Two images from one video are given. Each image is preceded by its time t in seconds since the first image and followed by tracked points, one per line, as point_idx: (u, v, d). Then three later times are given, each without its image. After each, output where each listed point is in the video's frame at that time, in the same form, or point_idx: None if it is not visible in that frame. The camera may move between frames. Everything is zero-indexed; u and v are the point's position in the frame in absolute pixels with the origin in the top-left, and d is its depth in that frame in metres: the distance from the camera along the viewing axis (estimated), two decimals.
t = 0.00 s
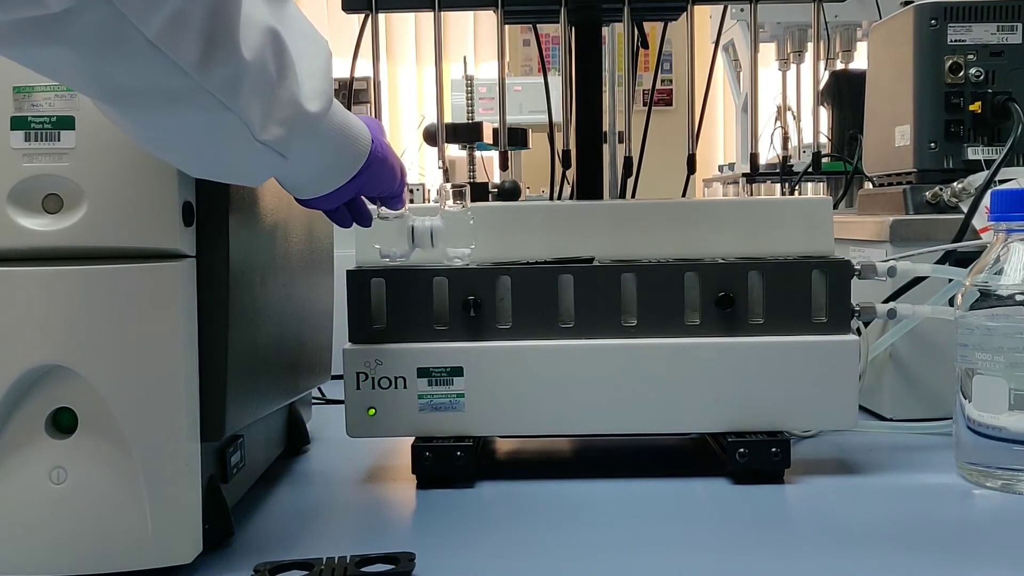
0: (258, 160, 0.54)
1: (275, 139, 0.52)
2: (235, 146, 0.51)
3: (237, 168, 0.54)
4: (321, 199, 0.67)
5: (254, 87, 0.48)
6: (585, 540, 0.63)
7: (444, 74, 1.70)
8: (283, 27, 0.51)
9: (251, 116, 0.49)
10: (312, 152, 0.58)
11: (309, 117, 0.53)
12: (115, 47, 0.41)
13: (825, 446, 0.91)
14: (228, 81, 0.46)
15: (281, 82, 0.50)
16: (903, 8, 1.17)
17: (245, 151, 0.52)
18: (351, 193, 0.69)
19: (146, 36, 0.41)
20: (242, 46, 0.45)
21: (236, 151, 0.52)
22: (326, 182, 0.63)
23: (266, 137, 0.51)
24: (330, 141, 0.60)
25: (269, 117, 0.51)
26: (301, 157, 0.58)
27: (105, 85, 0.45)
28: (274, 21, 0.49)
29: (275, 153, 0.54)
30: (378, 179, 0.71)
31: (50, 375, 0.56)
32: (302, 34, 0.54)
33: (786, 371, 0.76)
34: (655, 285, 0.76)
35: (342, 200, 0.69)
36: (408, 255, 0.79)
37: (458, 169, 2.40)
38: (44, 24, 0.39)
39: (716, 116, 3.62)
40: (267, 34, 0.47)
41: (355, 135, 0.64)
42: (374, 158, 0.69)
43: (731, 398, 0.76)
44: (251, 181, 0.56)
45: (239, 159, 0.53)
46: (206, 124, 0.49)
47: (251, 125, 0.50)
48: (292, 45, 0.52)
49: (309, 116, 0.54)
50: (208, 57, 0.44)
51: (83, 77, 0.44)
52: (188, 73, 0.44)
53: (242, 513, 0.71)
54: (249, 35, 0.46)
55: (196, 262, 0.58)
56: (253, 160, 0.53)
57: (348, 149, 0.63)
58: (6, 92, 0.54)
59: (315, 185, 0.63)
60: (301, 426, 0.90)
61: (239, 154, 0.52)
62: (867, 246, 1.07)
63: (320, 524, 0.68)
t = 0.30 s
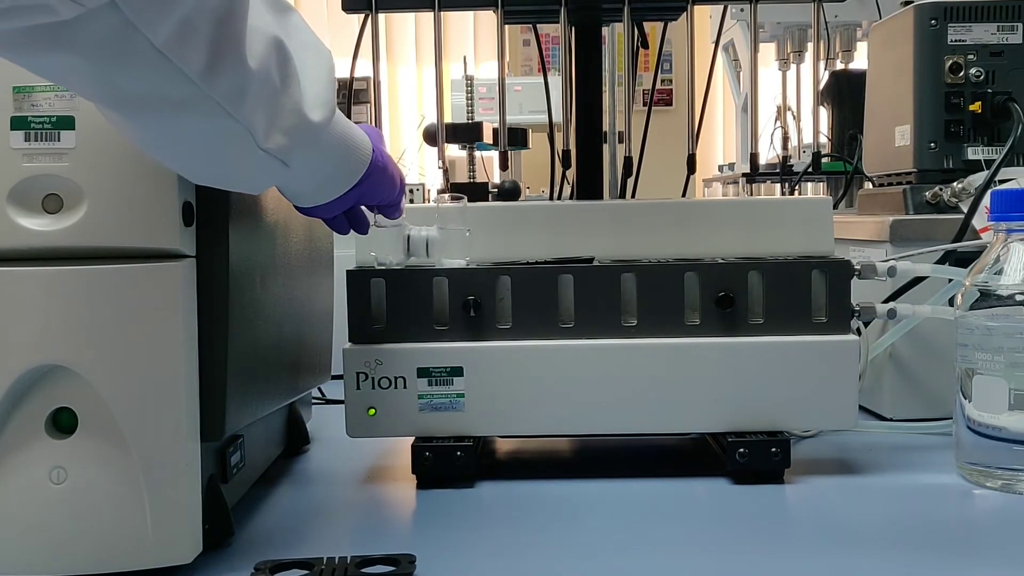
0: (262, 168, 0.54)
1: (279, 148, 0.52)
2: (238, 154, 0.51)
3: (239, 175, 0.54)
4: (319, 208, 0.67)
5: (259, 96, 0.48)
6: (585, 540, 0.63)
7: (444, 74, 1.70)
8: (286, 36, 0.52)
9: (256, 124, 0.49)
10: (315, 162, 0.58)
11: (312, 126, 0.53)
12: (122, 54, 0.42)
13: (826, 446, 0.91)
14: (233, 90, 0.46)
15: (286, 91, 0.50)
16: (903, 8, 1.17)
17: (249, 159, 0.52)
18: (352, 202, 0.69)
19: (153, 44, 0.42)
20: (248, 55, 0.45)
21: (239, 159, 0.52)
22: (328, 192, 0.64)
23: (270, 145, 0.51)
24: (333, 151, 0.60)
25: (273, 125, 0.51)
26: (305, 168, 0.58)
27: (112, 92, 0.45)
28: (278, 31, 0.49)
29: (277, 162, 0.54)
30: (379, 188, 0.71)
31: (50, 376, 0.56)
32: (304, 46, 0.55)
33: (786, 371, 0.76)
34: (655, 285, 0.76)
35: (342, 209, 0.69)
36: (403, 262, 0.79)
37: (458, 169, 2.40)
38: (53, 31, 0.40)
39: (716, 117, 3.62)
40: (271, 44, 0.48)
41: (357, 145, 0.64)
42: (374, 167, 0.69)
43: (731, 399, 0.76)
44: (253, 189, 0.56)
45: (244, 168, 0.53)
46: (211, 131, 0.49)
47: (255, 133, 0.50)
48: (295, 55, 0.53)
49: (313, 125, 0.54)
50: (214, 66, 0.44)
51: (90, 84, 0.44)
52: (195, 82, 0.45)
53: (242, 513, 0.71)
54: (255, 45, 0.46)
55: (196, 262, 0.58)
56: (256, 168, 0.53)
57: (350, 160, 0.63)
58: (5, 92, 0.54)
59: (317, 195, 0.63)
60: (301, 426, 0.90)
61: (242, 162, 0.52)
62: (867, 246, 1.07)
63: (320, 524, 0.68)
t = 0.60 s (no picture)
0: (269, 187, 0.54)
1: (288, 165, 0.53)
2: (247, 172, 0.51)
3: (246, 195, 0.54)
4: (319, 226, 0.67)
5: (270, 113, 0.48)
6: (586, 540, 0.63)
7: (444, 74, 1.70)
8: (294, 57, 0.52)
9: (266, 141, 0.49)
10: (321, 180, 0.59)
11: (320, 144, 0.54)
12: (139, 70, 0.41)
13: (826, 445, 0.91)
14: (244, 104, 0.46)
15: (294, 109, 0.51)
16: (903, 8, 1.17)
17: (257, 178, 0.52)
18: (351, 222, 0.69)
19: (170, 57, 0.42)
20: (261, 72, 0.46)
21: (248, 178, 0.52)
22: (332, 210, 0.64)
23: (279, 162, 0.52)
24: (338, 170, 0.60)
25: (281, 142, 0.51)
26: (311, 187, 0.58)
27: (125, 108, 0.44)
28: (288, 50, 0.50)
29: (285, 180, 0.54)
30: (379, 209, 0.71)
31: (49, 376, 0.56)
32: (311, 67, 0.56)
33: (786, 371, 0.76)
34: (656, 286, 0.76)
35: (340, 229, 0.69)
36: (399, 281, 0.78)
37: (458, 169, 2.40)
38: (69, 45, 0.39)
39: (716, 116, 3.62)
40: (282, 62, 0.48)
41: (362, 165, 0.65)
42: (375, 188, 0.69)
43: (730, 399, 0.76)
44: (259, 207, 0.56)
45: (252, 186, 0.53)
46: (223, 149, 0.49)
47: (264, 150, 0.50)
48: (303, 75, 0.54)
49: (321, 143, 0.54)
50: (229, 82, 0.44)
51: (98, 97, 0.44)
52: (208, 97, 0.45)
53: (242, 513, 0.71)
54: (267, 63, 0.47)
55: (196, 262, 0.58)
56: (264, 186, 0.53)
57: (356, 179, 0.64)
58: (5, 92, 0.54)
59: (321, 213, 0.64)
60: (301, 426, 0.90)
61: (250, 180, 0.52)
62: (867, 246, 1.07)
63: (320, 524, 0.68)
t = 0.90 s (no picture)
0: (276, 188, 0.54)
1: (296, 166, 0.52)
2: (255, 174, 0.51)
3: (252, 196, 0.53)
4: (318, 231, 0.67)
5: (280, 114, 0.48)
6: (585, 540, 0.63)
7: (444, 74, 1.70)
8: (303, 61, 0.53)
9: (275, 143, 0.49)
10: (328, 183, 0.59)
11: (329, 147, 0.54)
12: (158, 72, 0.42)
13: (825, 445, 0.91)
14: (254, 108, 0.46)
15: (303, 111, 0.51)
16: (903, 8, 1.17)
17: (264, 178, 0.52)
18: (350, 229, 0.68)
19: (188, 57, 0.42)
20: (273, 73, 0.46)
21: (255, 178, 0.52)
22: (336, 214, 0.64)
23: (288, 164, 0.51)
24: (344, 174, 0.60)
25: (291, 144, 0.51)
26: (316, 190, 0.58)
27: (136, 108, 0.44)
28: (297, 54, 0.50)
29: (292, 182, 0.54)
30: (381, 216, 0.70)
31: (49, 375, 0.56)
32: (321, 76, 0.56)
33: (786, 371, 0.76)
34: (656, 286, 0.76)
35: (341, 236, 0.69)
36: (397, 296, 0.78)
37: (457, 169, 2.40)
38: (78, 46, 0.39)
39: (716, 116, 3.62)
40: (291, 65, 0.49)
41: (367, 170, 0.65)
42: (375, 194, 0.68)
43: (730, 399, 0.76)
44: (264, 209, 0.56)
45: (258, 187, 0.53)
46: (232, 149, 0.48)
47: (274, 151, 0.50)
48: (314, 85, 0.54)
49: (329, 146, 0.54)
50: (242, 82, 0.45)
51: (101, 95, 0.44)
52: (220, 97, 0.45)
53: (241, 513, 0.71)
54: (280, 66, 0.48)
55: (196, 262, 0.58)
56: (271, 187, 0.53)
57: (362, 185, 0.64)
58: (5, 92, 0.54)
59: (325, 217, 0.64)
60: (301, 426, 0.90)
61: (258, 180, 0.52)
62: (867, 246, 1.07)
63: (320, 524, 0.68)
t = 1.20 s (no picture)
0: (279, 196, 0.53)
1: (300, 175, 0.52)
2: (259, 180, 0.51)
3: (255, 203, 0.53)
4: (318, 238, 0.67)
5: (286, 121, 0.48)
6: (586, 540, 0.63)
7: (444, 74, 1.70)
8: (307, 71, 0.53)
9: (280, 150, 0.49)
10: (331, 192, 0.59)
11: (332, 155, 0.54)
12: (165, 75, 0.42)
13: (825, 445, 0.91)
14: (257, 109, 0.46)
15: (308, 118, 0.51)
16: (903, 8, 1.17)
17: (267, 186, 0.52)
18: (349, 238, 0.68)
19: (196, 62, 0.42)
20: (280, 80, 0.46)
21: (258, 185, 0.51)
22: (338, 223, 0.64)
23: (292, 172, 0.51)
24: (347, 183, 0.60)
25: (295, 151, 0.51)
26: (318, 198, 0.58)
27: (140, 110, 0.44)
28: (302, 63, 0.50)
29: (295, 189, 0.53)
30: (381, 226, 0.70)
31: (49, 376, 0.56)
32: (326, 87, 0.57)
33: (786, 371, 0.76)
34: (656, 285, 0.76)
35: (341, 244, 0.69)
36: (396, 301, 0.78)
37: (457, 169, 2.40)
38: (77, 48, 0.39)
39: (716, 116, 3.62)
40: (297, 73, 0.49)
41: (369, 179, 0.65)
42: (375, 206, 0.67)
43: (731, 399, 0.76)
44: (267, 216, 0.56)
45: (262, 195, 0.53)
46: (236, 154, 0.48)
47: (279, 158, 0.50)
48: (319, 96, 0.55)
49: (332, 155, 0.54)
50: (249, 87, 0.45)
51: (102, 96, 0.44)
52: (226, 102, 0.45)
53: (241, 513, 0.71)
54: (286, 74, 0.48)
55: (196, 263, 0.58)
56: (274, 195, 0.53)
57: (364, 194, 0.64)
58: (5, 92, 0.54)
59: (327, 226, 0.64)
60: (301, 425, 0.90)
61: (261, 187, 0.51)
62: (867, 246, 1.07)
63: (320, 524, 0.68)
